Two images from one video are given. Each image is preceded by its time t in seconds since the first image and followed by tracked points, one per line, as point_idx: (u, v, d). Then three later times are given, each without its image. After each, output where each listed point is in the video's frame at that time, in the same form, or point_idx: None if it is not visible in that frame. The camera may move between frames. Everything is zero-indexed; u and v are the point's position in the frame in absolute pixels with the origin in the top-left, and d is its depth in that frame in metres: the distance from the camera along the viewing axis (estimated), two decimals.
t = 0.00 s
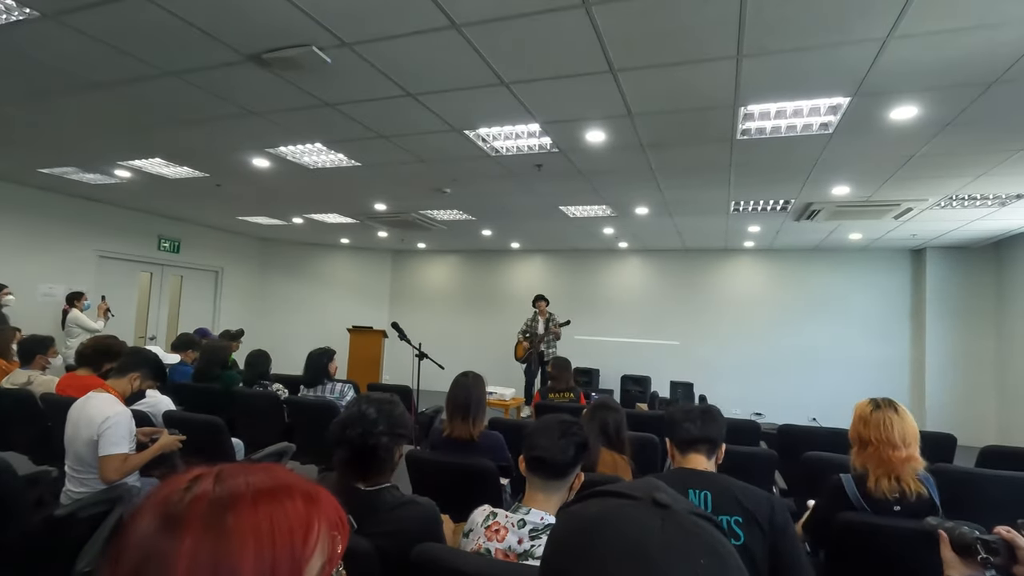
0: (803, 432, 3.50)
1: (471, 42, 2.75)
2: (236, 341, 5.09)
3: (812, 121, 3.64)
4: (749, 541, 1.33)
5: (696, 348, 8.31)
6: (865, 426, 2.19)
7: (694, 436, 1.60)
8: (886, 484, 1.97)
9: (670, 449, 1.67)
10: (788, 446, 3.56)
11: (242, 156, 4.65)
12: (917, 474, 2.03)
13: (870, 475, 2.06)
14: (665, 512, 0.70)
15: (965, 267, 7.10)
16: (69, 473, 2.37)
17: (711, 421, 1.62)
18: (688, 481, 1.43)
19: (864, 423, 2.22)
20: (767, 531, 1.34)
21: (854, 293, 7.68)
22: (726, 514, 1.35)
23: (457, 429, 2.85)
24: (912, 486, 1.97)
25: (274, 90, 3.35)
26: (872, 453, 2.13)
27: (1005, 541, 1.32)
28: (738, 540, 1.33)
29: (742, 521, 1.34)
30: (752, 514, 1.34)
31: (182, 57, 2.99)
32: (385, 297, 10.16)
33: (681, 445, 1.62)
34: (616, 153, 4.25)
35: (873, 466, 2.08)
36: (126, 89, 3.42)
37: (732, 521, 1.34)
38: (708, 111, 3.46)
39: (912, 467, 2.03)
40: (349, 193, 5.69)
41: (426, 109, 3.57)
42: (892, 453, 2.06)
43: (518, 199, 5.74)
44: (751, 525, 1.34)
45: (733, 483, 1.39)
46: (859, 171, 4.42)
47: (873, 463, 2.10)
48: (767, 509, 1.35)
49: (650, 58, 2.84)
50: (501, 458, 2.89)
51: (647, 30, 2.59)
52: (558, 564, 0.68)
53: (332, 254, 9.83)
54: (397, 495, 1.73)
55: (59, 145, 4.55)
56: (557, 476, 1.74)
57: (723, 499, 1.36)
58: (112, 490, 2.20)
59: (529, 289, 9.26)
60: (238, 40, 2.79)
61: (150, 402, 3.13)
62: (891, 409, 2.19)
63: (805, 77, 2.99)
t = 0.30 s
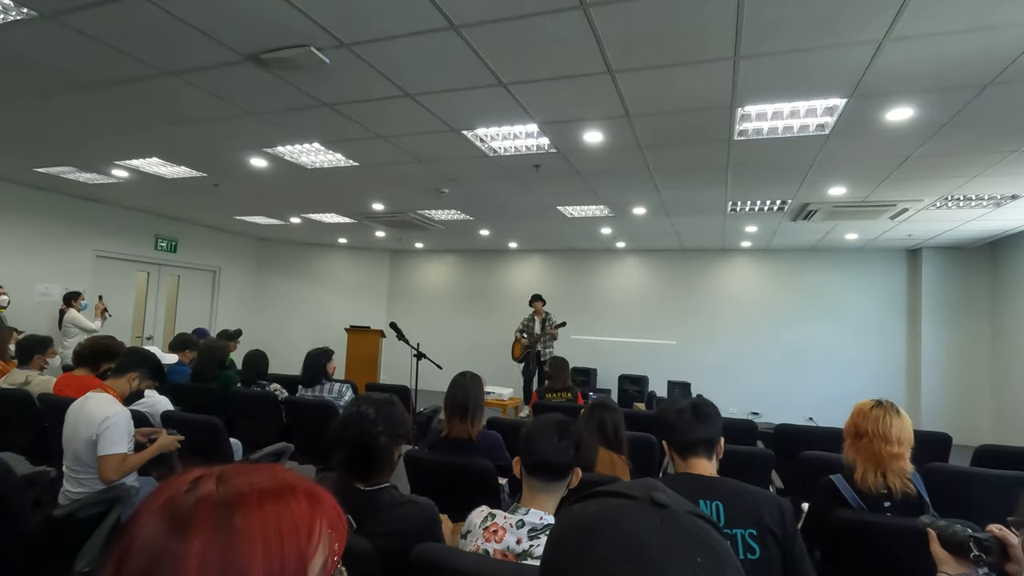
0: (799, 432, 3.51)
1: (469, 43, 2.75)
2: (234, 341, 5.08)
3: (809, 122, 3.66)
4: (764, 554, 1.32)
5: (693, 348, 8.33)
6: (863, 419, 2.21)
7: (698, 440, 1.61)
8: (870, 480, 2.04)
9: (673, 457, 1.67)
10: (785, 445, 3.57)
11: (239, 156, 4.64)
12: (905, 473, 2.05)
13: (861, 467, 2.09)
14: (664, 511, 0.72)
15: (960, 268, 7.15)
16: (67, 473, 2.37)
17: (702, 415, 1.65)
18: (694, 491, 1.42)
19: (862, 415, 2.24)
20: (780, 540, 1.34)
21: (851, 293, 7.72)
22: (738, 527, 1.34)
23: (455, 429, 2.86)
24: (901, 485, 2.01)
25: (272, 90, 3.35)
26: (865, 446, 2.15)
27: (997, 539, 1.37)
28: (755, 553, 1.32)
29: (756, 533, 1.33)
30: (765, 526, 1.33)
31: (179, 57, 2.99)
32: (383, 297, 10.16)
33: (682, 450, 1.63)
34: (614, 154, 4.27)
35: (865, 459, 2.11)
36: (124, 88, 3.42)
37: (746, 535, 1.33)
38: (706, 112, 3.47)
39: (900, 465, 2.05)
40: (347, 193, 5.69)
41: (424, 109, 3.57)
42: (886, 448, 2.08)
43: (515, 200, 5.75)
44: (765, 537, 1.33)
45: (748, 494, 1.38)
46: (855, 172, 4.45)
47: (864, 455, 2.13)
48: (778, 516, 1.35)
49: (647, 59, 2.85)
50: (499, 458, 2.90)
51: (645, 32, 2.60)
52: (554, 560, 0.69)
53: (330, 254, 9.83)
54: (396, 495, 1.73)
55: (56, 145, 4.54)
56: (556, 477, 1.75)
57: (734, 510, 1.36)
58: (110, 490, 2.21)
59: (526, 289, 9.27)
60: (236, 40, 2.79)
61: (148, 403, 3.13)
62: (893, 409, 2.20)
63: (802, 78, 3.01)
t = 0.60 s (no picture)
0: (797, 431, 3.53)
1: (468, 43, 2.75)
2: (232, 340, 5.08)
3: (807, 122, 3.66)
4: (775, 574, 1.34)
5: (691, 348, 8.35)
6: (858, 417, 2.21)
7: (712, 447, 1.58)
8: (871, 478, 2.04)
9: (683, 457, 1.65)
10: (782, 444, 3.59)
11: (237, 155, 4.63)
12: (903, 471, 2.06)
13: (858, 467, 2.10)
14: (664, 512, 0.72)
15: (957, 267, 7.17)
16: (65, 473, 2.37)
17: (714, 418, 1.62)
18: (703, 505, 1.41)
19: (858, 412, 2.24)
20: (792, 559, 1.36)
21: (848, 292, 7.74)
22: (751, 550, 1.34)
23: (454, 429, 2.86)
24: (897, 484, 2.02)
25: (270, 89, 3.34)
26: (862, 444, 2.16)
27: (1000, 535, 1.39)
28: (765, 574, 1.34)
29: (769, 555, 1.33)
30: (778, 549, 1.34)
31: (177, 55, 2.98)
32: (381, 296, 10.15)
33: (689, 445, 1.62)
34: (613, 154, 4.27)
35: (862, 458, 2.12)
36: (122, 87, 3.41)
37: (758, 558, 1.33)
38: (704, 112, 3.48)
39: (897, 463, 2.06)
40: (345, 192, 5.69)
41: (423, 109, 3.57)
42: (882, 447, 2.09)
43: (513, 199, 5.76)
44: (777, 559, 1.34)
45: (761, 504, 1.38)
46: (853, 172, 4.46)
47: (861, 454, 2.14)
48: (791, 537, 1.36)
49: (646, 59, 2.85)
50: (498, 457, 2.90)
51: (643, 31, 2.60)
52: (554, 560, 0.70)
53: (328, 253, 9.82)
54: (395, 495, 1.73)
55: (53, 144, 4.52)
56: (554, 478, 1.77)
57: (750, 532, 1.35)
58: (108, 491, 2.20)
59: (525, 288, 9.28)
60: (234, 39, 2.78)
61: (146, 402, 3.13)
62: (887, 406, 2.20)
63: (800, 78, 3.01)
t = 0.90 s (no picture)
0: (797, 430, 3.53)
1: (467, 41, 2.74)
2: (231, 339, 5.08)
3: (807, 121, 3.66)
4: None
5: (690, 347, 8.35)
6: (855, 414, 2.22)
7: (722, 458, 1.48)
8: (870, 476, 2.04)
9: (691, 463, 1.54)
10: (782, 443, 3.59)
11: (236, 154, 4.63)
12: (902, 468, 2.06)
13: (858, 464, 2.10)
14: (664, 510, 0.72)
15: (956, 265, 7.18)
16: (65, 471, 2.36)
17: (732, 429, 1.53)
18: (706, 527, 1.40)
19: (856, 410, 2.25)
20: None
21: (848, 291, 7.74)
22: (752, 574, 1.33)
23: (453, 428, 2.86)
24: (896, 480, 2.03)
25: (269, 88, 3.34)
26: (860, 443, 2.16)
27: (992, 535, 1.37)
28: None
29: None
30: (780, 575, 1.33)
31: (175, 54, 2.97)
32: (380, 294, 10.15)
33: (698, 449, 1.52)
34: (612, 153, 4.27)
35: (860, 456, 2.13)
36: (121, 86, 3.40)
37: None
38: (704, 110, 3.47)
39: (897, 459, 2.06)
40: (345, 191, 5.68)
41: (423, 107, 3.57)
42: (880, 444, 2.09)
43: (513, 198, 5.75)
44: None
45: (762, 521, 1.36)
46: (852, 171, 4.46)
47: (859, 452, 2.15)
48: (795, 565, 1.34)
49: (645, 58, 2.85)
50: (497, 456, 2.90)
51: (643, 30, 2.59)
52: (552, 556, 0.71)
53: (327, 252, 9.82)
54: (395, 493, 1.73)
55: (51, 143, 4.51)
56: (554, 477, 1.76)
57: (754, 559, 1.33)
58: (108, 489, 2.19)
59: (524, 287, 9.28)
60: (234, 37, 2.77)
61: (144, 401, 3.12)
62: (884, 404, 2.21)
63: (800, 77, 3.01)
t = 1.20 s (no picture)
0: (799, 428, 3.52)
1: (468, 39, 2.74)
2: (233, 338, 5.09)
3: (809, 119, 3.65)
4: None
5: (692, 346, 8.34)
6: (854, 412, 2.22)
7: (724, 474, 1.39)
8: (871, 474, 2.03)
9: (690, 479, 1.45)
10: (783, 442, 3.58)
11: (237, 152, 4.63)
12: (902, 466, 2.06)
13: (857, 462, 2.10)
14: (656, 507, 0.72)
15: (959, 264, 7.15)
16: (69, 468, 2.37)
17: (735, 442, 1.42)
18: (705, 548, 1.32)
19: (855, 409, 2.25)
20: None
21: (850, 290, 7.72)
22: None
23: (454, 427, 2.85)
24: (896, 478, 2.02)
25: (270, 86, 3.34)
26: (859, 440, 2.16)
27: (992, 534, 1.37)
28: None
29: None
30: None
31: (176, 52, 2.97)
32: (382, 293, 10.16)
33: (695, 463, 1.43)
34: (613, 151, 4.27)
35: (860, 454, 2.12)
36: (122, 84, 3.41)
37: None
38: (706, 108, 3.46)
39: (896, 457, 2.07)
40: (346, 189, 5.68)
41: (424, 105, 3.56)
42: (880, 441, 2.09)
43: (514, 196, 5.75)
44: None
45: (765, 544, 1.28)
46: (854, 169, 4.45)
47: (859, 449, 2.14)
48: None
49: (646, 56, 2.85)
50: (498, 455, 2.90)
51: (644, 28, 2.59)
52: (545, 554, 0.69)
53: (329, 251, 9.84)
54: (396, 491, 1.73)
55: (53, 141, 4.52)
56: (554, 476, 1.76)
57: None
58: (109, 487, 2.19)
59: (525, 286, 9.28)
60: (234, 35, 2.77)
61: (146, 399, 3.13)
62: (883, 402, 2.21)
63: (802, 75, 3.00)
